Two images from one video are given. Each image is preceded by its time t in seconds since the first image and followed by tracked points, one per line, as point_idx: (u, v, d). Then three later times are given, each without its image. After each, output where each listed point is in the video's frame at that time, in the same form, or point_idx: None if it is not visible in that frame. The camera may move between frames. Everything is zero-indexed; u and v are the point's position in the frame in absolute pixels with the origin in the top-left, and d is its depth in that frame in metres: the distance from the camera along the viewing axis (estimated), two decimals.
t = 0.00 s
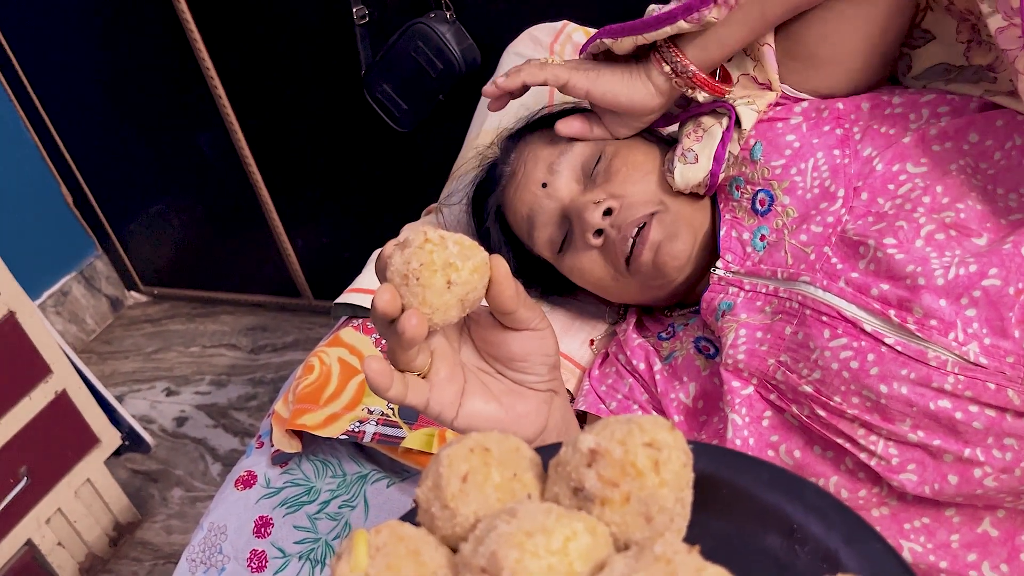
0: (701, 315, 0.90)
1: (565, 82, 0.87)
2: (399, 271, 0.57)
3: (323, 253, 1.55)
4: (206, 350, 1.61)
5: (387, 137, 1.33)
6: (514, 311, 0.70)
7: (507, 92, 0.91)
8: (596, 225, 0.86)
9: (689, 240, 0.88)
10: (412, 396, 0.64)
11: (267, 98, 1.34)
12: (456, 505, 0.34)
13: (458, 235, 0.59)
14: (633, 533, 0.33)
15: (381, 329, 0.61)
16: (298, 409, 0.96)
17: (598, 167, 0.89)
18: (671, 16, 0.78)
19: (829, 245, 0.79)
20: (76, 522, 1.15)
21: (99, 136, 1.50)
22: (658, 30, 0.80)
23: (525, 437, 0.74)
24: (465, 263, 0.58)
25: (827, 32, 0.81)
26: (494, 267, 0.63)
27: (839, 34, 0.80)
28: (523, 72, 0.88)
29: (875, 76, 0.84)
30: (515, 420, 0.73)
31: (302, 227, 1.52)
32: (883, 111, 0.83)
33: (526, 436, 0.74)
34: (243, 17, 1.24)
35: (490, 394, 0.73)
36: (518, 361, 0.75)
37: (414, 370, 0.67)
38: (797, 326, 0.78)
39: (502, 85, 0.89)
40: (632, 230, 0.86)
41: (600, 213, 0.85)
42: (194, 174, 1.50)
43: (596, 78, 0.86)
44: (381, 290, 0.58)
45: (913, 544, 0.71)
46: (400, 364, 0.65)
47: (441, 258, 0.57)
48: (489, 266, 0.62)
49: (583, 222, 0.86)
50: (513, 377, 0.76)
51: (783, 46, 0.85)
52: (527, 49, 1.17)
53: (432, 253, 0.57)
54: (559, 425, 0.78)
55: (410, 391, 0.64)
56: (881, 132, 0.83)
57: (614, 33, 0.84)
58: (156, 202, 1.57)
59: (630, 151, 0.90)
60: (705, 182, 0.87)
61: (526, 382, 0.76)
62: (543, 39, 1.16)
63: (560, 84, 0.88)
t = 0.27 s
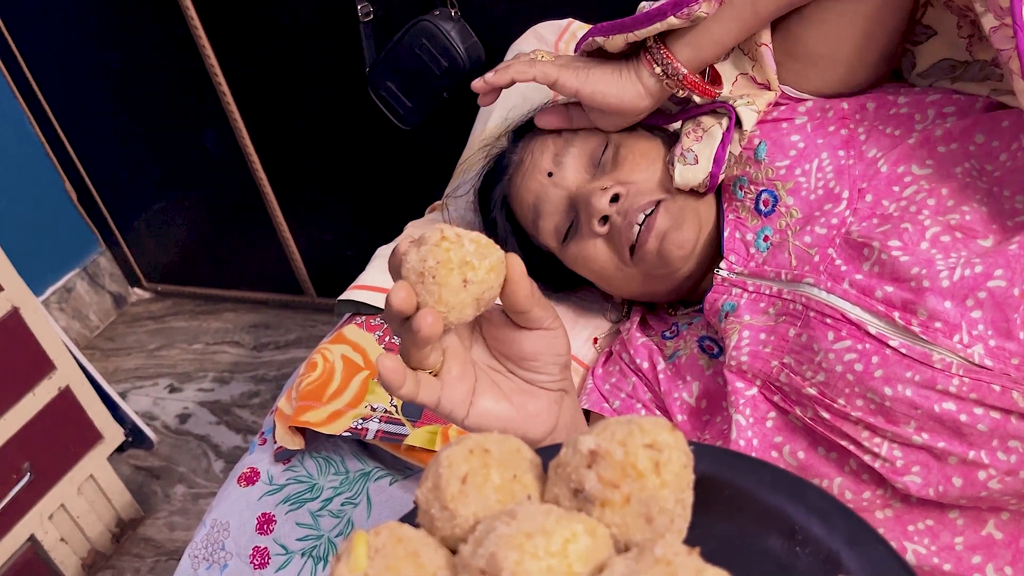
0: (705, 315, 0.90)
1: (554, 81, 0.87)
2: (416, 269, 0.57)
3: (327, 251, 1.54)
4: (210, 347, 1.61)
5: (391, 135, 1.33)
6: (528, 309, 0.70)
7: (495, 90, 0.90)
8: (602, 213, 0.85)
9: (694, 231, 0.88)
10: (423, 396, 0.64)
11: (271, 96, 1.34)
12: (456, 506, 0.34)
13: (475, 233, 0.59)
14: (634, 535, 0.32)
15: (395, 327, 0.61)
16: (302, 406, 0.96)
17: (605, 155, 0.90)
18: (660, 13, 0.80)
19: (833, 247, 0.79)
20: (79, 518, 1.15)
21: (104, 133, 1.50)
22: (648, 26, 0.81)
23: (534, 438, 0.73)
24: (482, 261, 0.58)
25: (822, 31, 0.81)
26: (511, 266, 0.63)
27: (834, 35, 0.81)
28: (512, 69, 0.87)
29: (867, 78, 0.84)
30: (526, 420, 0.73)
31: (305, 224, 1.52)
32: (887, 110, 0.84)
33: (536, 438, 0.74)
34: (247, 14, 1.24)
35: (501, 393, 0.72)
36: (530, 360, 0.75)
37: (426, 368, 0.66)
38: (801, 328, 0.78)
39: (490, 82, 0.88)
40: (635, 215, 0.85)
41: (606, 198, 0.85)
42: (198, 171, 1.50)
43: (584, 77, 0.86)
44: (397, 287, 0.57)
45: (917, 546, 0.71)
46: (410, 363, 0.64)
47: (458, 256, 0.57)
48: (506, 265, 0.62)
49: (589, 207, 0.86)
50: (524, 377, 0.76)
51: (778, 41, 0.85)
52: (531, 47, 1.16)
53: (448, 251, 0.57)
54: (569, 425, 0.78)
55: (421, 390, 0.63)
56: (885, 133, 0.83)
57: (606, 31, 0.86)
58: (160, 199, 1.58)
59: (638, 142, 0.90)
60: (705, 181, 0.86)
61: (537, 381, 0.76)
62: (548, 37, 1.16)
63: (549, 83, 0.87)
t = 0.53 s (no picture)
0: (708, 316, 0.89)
1: (543, 85, 0.88)
2: (432, 263, 0.57)
3: (330, 249, 1.54)
4: (213, 344, 1.61)
5: (395, 134, 1.33)
6: (542, 306, 0.70)
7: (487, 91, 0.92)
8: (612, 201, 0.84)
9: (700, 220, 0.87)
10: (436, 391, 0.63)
11: (274, 94, 1.33)
12: (461, 511, 0.34)
13: (491, 228, 0.59)
14: (640, 541, 0.32)
15: (410, 323, 0.61)
16: (306, 404, 0.96)
17: (613, 147, 0.90)
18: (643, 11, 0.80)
19: (837, 249, 0.78)
20: (82, 515, 1.16)
21: (108, 129, 1.50)
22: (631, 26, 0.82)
23: (544, 436, 0.73)
24: (499, 256, 0.58)
25: (819, 32, 0.81)
26: (527, 262, 0.63)
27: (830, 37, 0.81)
28: (499, 73, 0.89)
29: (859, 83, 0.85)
30: (537, 416, 0.73)
31: (308, 222, 1.52)
32: (892, 111, 0.83)
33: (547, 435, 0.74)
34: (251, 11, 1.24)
35: (513, 389, 0.72)
36: (542, 357, 0.74)
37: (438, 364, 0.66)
38: (804, 330, 0.78)
39: (481, 85, 0.90)
40: (644, 205, 0.85)
41: (615, 185, 0.84)
42: (202, 169, 1.50)
43: (572, 84, 0.87)
44: (414, 280, 0.57)
45: (920, 548, 0.70)
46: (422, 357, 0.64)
47: (475, 251, 0.57)
48: (522, 260, 0.62)
49: (597, 194, 0.85)
50: (535, 373, 0.75)
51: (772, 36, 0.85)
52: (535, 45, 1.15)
53: (466, 246, 0.57)
54: (578, 422, 0.78)
55: (434, 385, 0.63)
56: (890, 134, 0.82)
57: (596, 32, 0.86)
58: (164, 197, 1.58)
59: (646, 134, 0.90)
60: (706, 176, 0.86)
61: (549, 378, 0.76)
62: (553, 36, 1.15)
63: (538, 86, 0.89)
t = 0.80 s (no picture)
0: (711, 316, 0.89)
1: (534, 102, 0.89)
2: (432, 250, 0.57)
3: (333, 247, 1.54)
4: (216, 341, 1.61)
5: (399, 132, 1.33)
6: (542, 295, 0.70)
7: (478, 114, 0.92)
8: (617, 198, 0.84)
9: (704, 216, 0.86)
10: (435, 377, 0.63)
11: (278, 91, 1.33)
12: (464, 510, 0.33)
13: (491, 216, 0.59)
14: (643, 541, 0.32)
15: (410, 309, 0.61)
16: (309, 402, 0.97)
17: (619, 146, 0.89)
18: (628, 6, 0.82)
19: (840, 248, 0.78)
20: (84, 512, 1.16)
21: (112, 126, 1.50)
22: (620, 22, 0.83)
23: (544, 426, 0.73)
24: (498, 244, 0.57)
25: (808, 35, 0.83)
26: (526, 250, 0.62)
27: (827, 37, 0.82)
28: (491, 98, 0.88)
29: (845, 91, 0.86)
30: (536, 407, 0.72)
31: (311, 219, 1.51)
32: (896, 110, 0.81)
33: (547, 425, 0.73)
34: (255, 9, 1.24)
35: (514, 379, 0.72)
36: (543, 347, 0.74)
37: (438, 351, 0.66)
38: (808, 330, 0.78)
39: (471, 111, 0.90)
40: (652, 201, 0.85)
41: (622, 182, 0.84)
42: (205, 167, 1.50)
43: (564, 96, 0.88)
44: (414, 267, 0.57)
45: (923, 548, 0.70)
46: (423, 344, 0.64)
47: (474, 238, 0.56)
48: (521, 249, 0.62)
49: (605, 191, 0.84)
50: (536, 364, 0.75)
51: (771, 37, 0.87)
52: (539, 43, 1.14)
53: (465, 233, 0.56)
54: (579, 415, 0.77)
55: (432, 371, 0.63)
56: (894, 133, 0.80)
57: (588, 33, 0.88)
58: (168, 194, 1.58)
59: (653, 131, 0.90)
60: (713, 172, 0.86)
61: (549, 368, 0.75)
62: (557, 34, 1.15)
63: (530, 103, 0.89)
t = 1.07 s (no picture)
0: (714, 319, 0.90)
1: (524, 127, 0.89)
2: (437, 245, 0.57)
3: (338, 244, 1.54)
4: (219, 338, 1.61)
5: (403, 129, 1.32)
6: (547, 291, 0.70)
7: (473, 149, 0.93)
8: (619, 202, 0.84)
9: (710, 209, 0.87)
10: (436, 371, 0.63)
11: (283, 89, 1.33)
12: (470, 508, 0.33)
13: (496, 212, 0.58)
14: (650, 540, 0.32)
15: (415, 304, 0.61)
16: (313, 399, 0.96)
17: (622, 149, 0.89)
18: None
19: (843, 250, 0.77)
20: (88, 508, 1.16)
21: (117, 123, 1.51)
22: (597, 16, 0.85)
23: (549, 422, 0.72)
24: (503, 239, 0.57)
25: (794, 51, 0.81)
26: (530, 247, 0.63)
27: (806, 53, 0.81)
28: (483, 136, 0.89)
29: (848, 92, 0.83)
30: (542, 404, 0.72)
31: (316, 217, 1.51)
32: (896, 112, 0.78)
33: (553, 422, 0.73)
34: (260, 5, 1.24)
35: (518, 375, 0.72)
36: (547, 343, 0.74)
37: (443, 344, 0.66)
38: (811, 332, 0.77)
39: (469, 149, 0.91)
40: (652, 204, 0.85)
41: (623, 186, 0.84)
42: (210, 164, 1.50)
43: (553, 114, 0.89)
44: (419, 262, 0.57)
45: (929, 549, 0.70)
46: (427, 337, 0.64)
47: (480, 234, 0.56)
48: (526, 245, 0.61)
49: (605, 196, 0.85)
50: (541, 360, 0.74)
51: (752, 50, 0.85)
52: (545, 42, 1.14)
53: (470, 228, 0.56)
54: (584, 412, 0.76)
55: (435, 365, 0.63)
56: (895, 136, 0.78)
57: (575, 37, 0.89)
58: (171, 191, 1.58)
59: (656, 132, 0.90)
60: (715, 170, 0.86)
61: (554, 365, 0.74)
62: (560, 31, 1.15)
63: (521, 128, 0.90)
